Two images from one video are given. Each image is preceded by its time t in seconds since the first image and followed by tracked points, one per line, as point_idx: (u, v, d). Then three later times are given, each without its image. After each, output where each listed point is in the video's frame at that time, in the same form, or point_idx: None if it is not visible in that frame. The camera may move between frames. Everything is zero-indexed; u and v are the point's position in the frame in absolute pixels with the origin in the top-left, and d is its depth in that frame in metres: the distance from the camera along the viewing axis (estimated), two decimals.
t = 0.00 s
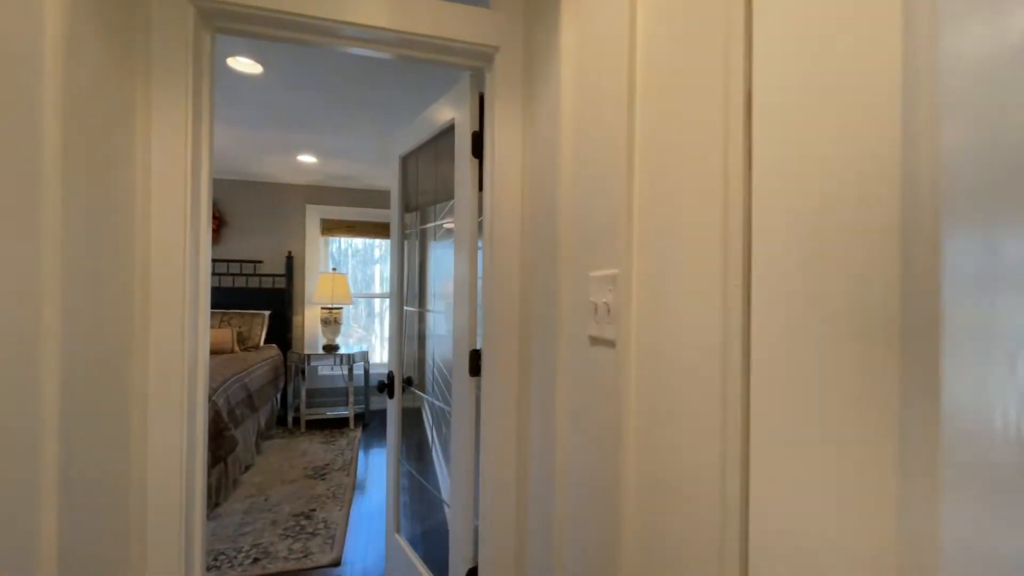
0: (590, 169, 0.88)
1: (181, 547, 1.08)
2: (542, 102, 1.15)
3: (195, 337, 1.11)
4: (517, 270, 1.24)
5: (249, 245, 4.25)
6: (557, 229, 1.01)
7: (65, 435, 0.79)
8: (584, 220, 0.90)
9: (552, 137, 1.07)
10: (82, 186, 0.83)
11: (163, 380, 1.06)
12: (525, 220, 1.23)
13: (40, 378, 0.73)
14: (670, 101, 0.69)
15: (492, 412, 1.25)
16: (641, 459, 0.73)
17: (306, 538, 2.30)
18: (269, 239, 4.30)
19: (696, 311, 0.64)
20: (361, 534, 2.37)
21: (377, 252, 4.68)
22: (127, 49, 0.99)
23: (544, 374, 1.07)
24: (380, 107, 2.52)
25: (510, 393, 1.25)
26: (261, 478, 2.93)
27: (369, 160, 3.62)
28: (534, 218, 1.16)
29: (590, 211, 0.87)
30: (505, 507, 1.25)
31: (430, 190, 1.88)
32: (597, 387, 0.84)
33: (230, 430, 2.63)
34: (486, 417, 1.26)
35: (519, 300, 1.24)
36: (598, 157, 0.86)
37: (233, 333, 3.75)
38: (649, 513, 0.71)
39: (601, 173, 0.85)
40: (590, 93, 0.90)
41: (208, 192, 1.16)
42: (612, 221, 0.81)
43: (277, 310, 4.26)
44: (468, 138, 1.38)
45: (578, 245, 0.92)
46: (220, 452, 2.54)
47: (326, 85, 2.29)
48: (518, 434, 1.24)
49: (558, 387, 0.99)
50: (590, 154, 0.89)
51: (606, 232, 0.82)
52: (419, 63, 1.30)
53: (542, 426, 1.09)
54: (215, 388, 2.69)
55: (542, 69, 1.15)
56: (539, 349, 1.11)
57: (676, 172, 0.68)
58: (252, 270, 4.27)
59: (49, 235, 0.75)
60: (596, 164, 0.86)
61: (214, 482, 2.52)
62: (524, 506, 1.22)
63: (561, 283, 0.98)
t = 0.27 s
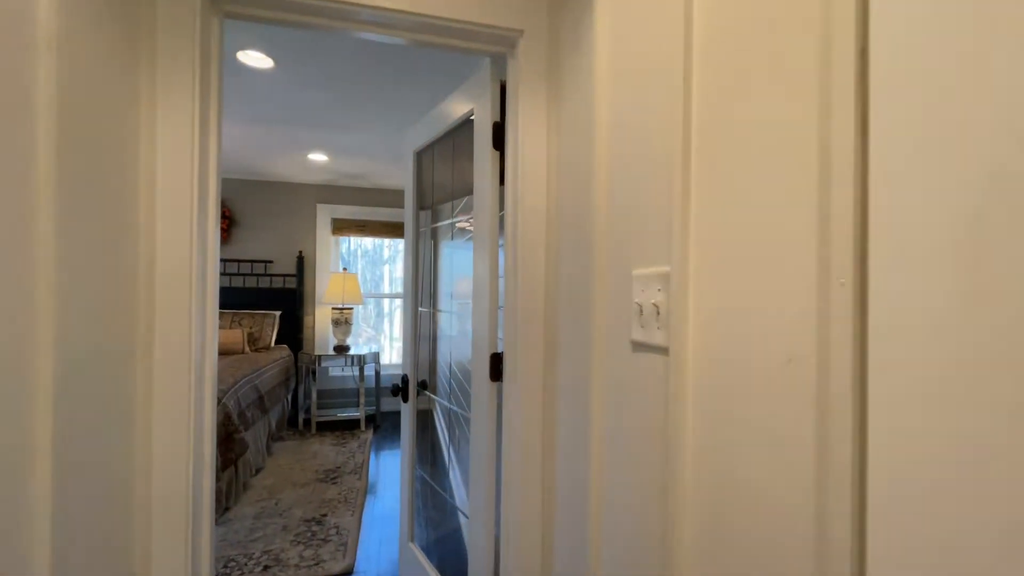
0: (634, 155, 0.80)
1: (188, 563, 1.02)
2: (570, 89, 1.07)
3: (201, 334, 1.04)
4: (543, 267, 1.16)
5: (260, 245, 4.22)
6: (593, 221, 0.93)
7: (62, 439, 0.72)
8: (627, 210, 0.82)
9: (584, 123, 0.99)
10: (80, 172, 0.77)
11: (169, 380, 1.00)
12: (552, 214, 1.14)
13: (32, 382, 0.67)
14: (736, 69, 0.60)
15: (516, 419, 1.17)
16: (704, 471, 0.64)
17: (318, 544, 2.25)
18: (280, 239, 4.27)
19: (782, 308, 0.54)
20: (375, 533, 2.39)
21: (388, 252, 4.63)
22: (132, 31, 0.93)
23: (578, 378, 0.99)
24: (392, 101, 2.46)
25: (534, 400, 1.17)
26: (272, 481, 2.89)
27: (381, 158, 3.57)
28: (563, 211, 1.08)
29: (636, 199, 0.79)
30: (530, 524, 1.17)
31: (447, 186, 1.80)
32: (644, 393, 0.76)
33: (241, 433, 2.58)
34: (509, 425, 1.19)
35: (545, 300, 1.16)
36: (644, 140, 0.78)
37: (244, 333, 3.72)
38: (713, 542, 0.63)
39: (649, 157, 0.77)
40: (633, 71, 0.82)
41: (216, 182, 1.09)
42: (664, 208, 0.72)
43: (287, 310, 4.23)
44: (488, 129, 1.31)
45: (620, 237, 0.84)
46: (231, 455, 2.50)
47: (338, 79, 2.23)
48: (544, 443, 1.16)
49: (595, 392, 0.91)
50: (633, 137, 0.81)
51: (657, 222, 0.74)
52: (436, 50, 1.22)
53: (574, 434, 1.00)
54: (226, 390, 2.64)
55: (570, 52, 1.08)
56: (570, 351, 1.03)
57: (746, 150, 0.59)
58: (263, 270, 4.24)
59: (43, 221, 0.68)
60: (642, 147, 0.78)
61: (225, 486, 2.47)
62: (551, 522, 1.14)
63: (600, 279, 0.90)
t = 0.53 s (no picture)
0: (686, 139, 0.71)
1: None
2: (596, 69, 0.98)
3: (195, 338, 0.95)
4: (567, 266, 1.07)
5: (263, 244, 4.15)
6: (629, 215, 0.84)
7: (29, 458, 0.64)
8: (675, 202, 0.72)
9: (616, 106, 0.89)
10: (52, 158, 0.68)
11: (158, 388, 0.91)
12: (576, 208, 1.05)
13: None
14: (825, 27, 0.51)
15: (537, 431, 1.07)
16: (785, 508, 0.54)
17: (322, 554, 2.16)
18: (283, 238, 4.20)
19: (898, 312, 0.44)
20: (381, 542, 2.30)
21: (393, 251, 4.55)
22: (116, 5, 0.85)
23: (609, 389, 0.89)
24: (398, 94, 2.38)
25: (556, 410, 1.07)
26: (274, 486, 2.81)
27: (386, 155, 3.49)
28: (590, 205, 0.99)
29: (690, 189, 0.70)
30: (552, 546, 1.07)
31: (457, 181, 1.72)
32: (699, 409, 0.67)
33: (242, 438, 2.50)
34: (529, 436, 1.09)
35: (568, 302, 1.07)
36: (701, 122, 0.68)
37: (247, 334, 3.64)
38: None
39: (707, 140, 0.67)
40: (682, 46, 0.72)
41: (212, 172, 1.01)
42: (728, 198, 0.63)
43: (291, 310, 4.15)
44: (504, 117, 1.22)
45: (666, 232, 0.75)
46: (233, 460, 2.42)
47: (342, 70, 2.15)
48: (567, 457, 1.07)
49: (633, 404, 0.82)
50: (685, 119, 0.71)
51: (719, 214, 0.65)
52: (450, 30, 1.13)
53: (605, 450, 0.91)
54: (227, 393, 2.56)
55: (596, 30, 0.98)
56: (598, 358, 0.93)
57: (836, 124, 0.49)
58: (266, 270, 4.16)
59: (4, 209, 0.60)
60: (696, 131, 0.69)
61: (226, 493, 2.39)
62: (574, 544, 1.04)
63: (640, 280, 0.81)
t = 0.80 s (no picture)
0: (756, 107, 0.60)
1: None
2: (631, 41, 0.87)
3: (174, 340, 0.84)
4: (595, 261, 0.96)
5: (265, 243, 4.05)
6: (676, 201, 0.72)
7: None
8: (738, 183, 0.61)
9: (658, 77, 0.78)
10: None
11: (129, 399, 0.80)
12: (607, 196, 0.94)
13: None
14: None
15: (560, 446, 0.96)
16: (916, 559, 0.43)
17: (323, 567, 2.06)
18: (285, 236, 4.10)
19: None
20: (385, 553, 2.19)
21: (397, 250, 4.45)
22: None
23: (651, 400, 0.78)
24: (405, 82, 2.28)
25: (583, 424, 0.95)
26: (274, 493, 2.70)
27: (390, 150, 3.38)
28: (625, 192, 0.88)
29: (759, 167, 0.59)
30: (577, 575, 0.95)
31: (466, 172, 1.61)
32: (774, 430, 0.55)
33: (241, 443, 2.40)
34: (551, 451, 0.98)
35: (596, 301, 0.96)
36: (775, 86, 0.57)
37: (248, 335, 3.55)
38: None
39: (783, 106, 0.56)
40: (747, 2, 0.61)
41: (195, 155, 0.90)
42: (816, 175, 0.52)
43: (293, 311, 4.06)
44: (522, 99, 1.10)
45: (727, 219, 0.64)
46: (230, 467, 2.31)
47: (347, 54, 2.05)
48: (594, 475, 0.95)
49: (682, 418, 0.70)
50: (754, 84, 0.60)
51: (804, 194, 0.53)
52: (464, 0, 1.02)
53: (644, 470, 0.80)
54: (226, 397, 2.45)
55: None
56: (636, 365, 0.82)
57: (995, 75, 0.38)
58: (268, 269, 4.07)
59: None
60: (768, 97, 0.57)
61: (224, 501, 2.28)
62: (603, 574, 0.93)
63: (691, 276, 0.70)
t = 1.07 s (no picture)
0: (867, 48, 0.46)
1: None
2: None
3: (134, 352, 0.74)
4: (632, 257, 0.83)
5: (267, 241, 3.95)
6: (743, 179, 0.59)
7: None
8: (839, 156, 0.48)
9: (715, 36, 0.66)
10: None
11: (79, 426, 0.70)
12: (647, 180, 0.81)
13: None
14: None
15: (588, 470, 0.83)
16: None
17: None
18: (288, 235, 4.00)
19: None
20: (390, 566, 2.08)
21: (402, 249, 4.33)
22: None
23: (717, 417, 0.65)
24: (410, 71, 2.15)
25: (619, 446, 0.83)
26: (275, 502, 2.60)
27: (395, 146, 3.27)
28: (670, 172, 0.75)
29: (866, 128, 0.46)
30: None
31: (475, 163, 1.49)
32: (907, 470, 0.42)
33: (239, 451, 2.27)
34: (577, 476, 0.85)
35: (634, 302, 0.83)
36: (892, 21, 0.44)
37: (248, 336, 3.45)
38: None
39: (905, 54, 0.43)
40: None
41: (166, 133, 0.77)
42: (968, 129, 0.39)
43: (294, 311, 3.96)
44: (544, 74, 0.98)
45: (818, 199, 0.51)
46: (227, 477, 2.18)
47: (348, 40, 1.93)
48: (628, 506, 0.82)
49: (755, 445, 0.58)
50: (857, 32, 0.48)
51: (939, 161, 0.41)
52: None
53: (695, 505, 0.67)
54: (223, 403, 2.33)
55: None
56: (687, 377, 0.69)
57: None
58: (269, 269, 3.96)
59: None
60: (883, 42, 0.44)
61: (220, 512, 2.17)
62: None
63: (767, 270, 0.57)
